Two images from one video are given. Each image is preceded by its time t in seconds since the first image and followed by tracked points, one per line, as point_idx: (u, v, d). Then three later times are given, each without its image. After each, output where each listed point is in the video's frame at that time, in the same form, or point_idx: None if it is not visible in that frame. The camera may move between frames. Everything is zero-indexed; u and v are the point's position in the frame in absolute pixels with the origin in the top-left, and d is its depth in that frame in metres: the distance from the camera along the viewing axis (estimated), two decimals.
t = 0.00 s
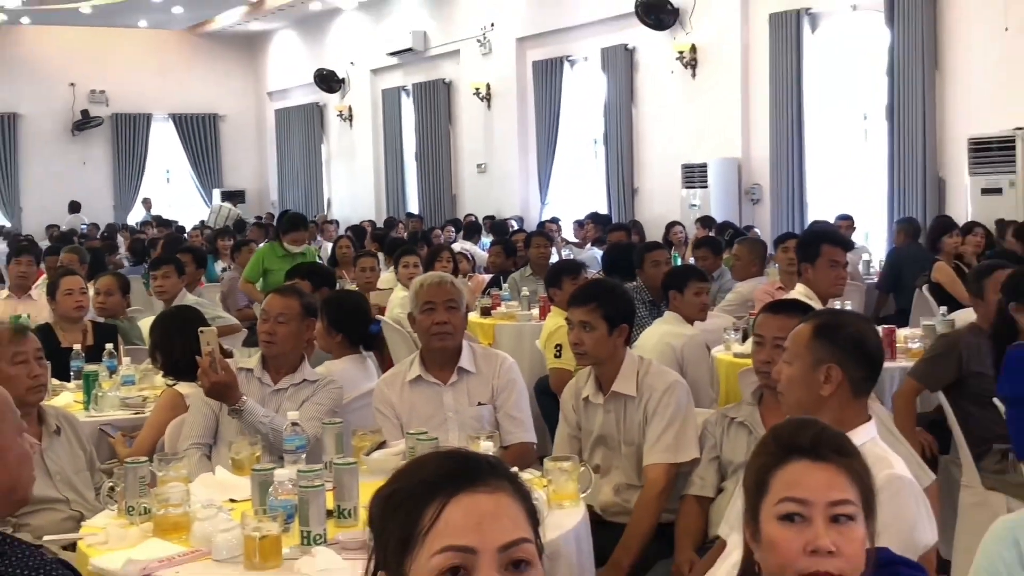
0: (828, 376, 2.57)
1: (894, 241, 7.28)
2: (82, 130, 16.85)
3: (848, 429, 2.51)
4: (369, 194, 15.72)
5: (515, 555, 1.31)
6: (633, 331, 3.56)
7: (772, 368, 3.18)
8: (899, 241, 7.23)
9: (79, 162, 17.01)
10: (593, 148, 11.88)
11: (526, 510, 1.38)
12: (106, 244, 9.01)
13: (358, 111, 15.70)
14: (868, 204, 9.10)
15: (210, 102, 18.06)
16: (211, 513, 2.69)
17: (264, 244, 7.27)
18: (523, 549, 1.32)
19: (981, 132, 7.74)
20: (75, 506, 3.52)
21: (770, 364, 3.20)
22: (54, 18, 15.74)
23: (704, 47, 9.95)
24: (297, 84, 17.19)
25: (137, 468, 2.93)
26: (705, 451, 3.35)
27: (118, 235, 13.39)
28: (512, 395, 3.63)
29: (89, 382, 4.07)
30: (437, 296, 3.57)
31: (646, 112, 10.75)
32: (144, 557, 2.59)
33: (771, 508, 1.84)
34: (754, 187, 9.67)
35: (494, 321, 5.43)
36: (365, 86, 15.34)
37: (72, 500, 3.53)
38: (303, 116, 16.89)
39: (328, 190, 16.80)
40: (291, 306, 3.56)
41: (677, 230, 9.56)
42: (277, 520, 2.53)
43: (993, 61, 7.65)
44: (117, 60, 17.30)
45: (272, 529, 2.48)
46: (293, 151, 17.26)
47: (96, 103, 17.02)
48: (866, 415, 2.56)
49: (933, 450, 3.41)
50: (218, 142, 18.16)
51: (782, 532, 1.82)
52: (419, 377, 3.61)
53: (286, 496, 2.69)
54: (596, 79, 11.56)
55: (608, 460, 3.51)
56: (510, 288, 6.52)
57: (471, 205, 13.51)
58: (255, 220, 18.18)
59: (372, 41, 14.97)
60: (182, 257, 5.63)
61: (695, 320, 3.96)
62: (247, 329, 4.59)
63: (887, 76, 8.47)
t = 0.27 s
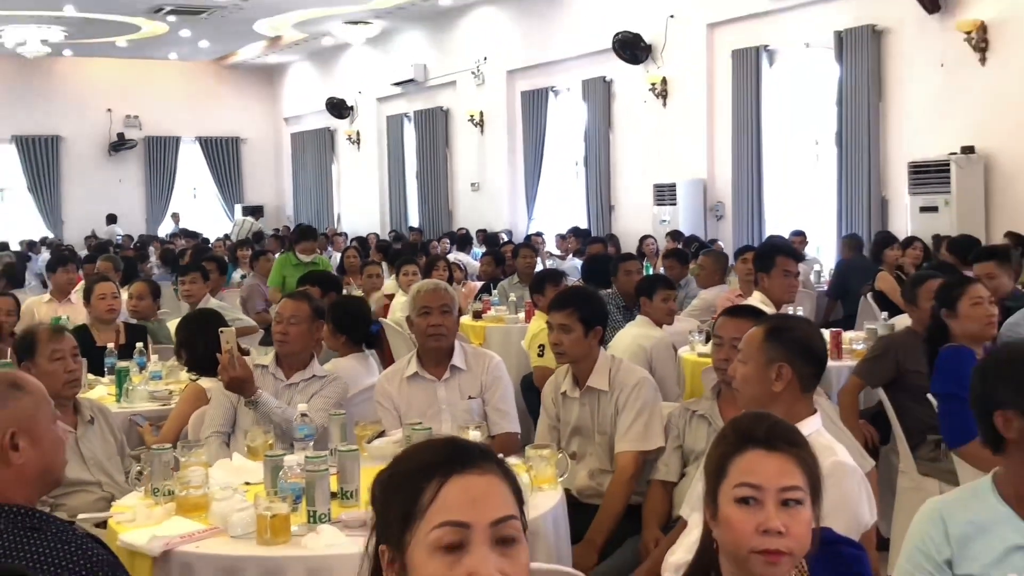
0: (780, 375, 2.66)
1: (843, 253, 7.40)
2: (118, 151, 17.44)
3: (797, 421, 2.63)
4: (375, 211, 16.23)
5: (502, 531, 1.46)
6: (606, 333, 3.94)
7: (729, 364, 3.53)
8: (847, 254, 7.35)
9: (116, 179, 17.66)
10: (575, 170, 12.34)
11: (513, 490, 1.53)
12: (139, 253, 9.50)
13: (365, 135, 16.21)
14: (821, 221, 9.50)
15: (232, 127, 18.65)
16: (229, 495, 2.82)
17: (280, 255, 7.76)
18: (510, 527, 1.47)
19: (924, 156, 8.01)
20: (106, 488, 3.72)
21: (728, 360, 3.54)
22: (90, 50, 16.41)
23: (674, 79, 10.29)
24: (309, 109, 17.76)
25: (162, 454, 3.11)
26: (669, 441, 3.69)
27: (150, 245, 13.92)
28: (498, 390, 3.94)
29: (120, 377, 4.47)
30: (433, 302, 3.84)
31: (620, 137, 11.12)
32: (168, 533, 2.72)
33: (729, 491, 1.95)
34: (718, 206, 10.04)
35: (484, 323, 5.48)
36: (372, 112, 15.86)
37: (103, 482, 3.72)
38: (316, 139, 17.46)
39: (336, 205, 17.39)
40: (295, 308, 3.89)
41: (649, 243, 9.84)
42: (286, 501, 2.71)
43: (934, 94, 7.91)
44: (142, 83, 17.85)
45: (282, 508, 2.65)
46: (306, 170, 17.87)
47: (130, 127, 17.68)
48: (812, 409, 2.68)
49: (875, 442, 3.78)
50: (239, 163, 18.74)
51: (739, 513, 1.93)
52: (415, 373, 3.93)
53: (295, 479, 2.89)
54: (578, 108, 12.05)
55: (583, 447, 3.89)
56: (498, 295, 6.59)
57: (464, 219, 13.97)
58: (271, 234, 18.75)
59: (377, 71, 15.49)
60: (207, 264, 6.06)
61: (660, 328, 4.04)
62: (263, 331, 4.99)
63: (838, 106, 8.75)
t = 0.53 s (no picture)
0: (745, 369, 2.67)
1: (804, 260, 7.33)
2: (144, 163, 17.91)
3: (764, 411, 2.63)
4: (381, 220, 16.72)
5: (524, 513, 1.48)
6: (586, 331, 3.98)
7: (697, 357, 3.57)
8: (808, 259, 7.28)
9: (139, 190, 18.14)
10: (564, 183, 12.75)
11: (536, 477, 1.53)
12: (161, 257, 9.88)
13: (370, 150, 16.69)
14: (786, 229, 9.82)
15: (246, 141, 19.14)
16: (241, 478, 2.91)
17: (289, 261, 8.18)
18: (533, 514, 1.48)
19: (881, 172, 8.30)
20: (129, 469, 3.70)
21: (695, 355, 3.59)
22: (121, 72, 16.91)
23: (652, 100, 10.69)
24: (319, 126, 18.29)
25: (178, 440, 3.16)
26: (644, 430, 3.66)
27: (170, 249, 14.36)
28: (489, 382, 3.86)
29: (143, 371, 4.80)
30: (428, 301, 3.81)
31: (603, 151, 11.54)
32: (183, 513, 2.81)
33: (697, 477, 1.96)
34: (692, 216, 10.42)
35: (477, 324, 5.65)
36: (377, 130, 16.35)
37: (126, 466, 3.70)
38: (324, 155, 17.99)
39: (342, 215, 17.91)
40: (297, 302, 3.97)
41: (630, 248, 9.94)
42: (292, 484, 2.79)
43: (891, 116, 8.20)
44: (162, 102, 18.35)
45: (288, 491, 2.73)
46: (315, 183, 18.38)
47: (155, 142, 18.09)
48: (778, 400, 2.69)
49: (834, 431, 4.09)
50: (255, 176, 19.26)
51: (709, 497, 1.93)
52: (412, 367, 3.86)
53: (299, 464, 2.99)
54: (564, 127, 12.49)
55: (566, 435, 3.94)
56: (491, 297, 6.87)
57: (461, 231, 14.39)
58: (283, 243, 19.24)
59: (380, 91, 15.99)
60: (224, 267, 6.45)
61: (637, 327, 4.30)
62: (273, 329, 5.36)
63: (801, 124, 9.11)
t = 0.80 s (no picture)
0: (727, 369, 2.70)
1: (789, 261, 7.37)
2: (135, 163, 17.92)
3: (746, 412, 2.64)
4: (371, 219, 16.80)
5: (494, 512, 1.51)
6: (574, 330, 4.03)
7: (680, 357, 3.67)
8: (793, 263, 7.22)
9: (131, 189, 18.15)
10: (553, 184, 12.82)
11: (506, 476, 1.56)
12: (153, 256, 9.94)
13: (361, 150, 16.73)
14: (771, 231, 9.88)
15: (239, 140, 19.17)
16: (228, 475, 2.93)
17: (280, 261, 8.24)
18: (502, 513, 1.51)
19: (866, 173, 8.35)
20: (116, 467, 3.73)
21: (678, 354, 3.68)
22: (113, 71, 16.92)
23: (640, 102, 10.73)
24: (309, 126, 18.29)
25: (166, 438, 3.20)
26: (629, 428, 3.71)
27: (161, 249, 14.40)
28: (476, 381, 3.92)
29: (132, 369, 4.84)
30: (416, 301, 3.83)
31: (590, 153, 11.60)
32: (170, 510, 2.86)
33: (680, 475, 1.97)
34: (680, 217, 10.49)
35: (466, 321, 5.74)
36: (367, 129, 16.39)
37: (113, 464, 3.74)
38: (316, 155, 18.03)
39: (333, 214, 17.97)
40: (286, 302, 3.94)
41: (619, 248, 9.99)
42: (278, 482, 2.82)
43: (875, 119, 8.25)
44: (156, 100, 18.35)
45: (274, 488, 2.77)
46: (307, 182, 18.42)
47: (146, 141, 18.19)
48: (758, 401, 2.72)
49: (816, 429, 4.16)
50: (246, 175, 19.30)
51: (690, 494, 1.95)
52: (400, 366, 3.90)
53: (287, 461, 3.06)
54: (552, 129, 12.56)
55: (553, 434, 3.99)
56: (480, 297, 6.96)
57: (451, 232, 14.44)
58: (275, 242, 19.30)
59: (371, 91, 16.01)
60: (216, 266, 6.49)
61: (624, 327, 4.35)
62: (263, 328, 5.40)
63: (790, 127, 9.16)
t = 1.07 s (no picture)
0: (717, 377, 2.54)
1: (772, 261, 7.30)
2: (117, 160, 17.85)
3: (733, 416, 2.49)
4: (355, 218, 16.79)
5: (451, 507, 1.50)
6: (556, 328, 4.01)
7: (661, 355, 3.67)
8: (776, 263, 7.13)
9: (114, 187, 18.07)
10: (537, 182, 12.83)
11: (462, 471, 1.55)
12: (135, 255, 9.90)
13: (346, 148, 16.70)
14: (755, 230, 9.87)
15: (222, 139, 19.13)
16: (207, 474, 2.93)
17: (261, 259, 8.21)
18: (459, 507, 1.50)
19: (850, 172, 8.37)
20: (95, 467, 3.71)
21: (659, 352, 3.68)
22: (97, 68, 16.83)
23: (625, 100, 10.76)
24: (293, 125, 18.26)
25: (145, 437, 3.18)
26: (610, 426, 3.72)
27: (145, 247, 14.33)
28: (458, 379, 3.91)
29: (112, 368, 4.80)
30: (397, 299, 3.79)
31: (575, 152, 11.62)
32: (148, 510, 2.82)
33: (659, 471, 1.97)
34: (664, 215, 10.50)
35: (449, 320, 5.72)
36: (353, 128, 16.37)
37: (92, 463, 3.72)
38: (300, 153, 18.00)
39: (318, 212, 17.93)
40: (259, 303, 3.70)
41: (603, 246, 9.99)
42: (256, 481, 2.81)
43: (859, 117, 8.28)
44: (142, 98, 18.30)
45: (253, 488, 2.75)
46: (291, 181, 18.36)
47: (129, 139, 18.12)
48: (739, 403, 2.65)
49: (797, 428, 4.18)
50: (230, 174, 19.25)
51: (669, 492, 1.95)
52: (382, 365, 3.87)
53: (266, 460, 3.01)
54: (536, 127, 12.57)
55: (534, 432, 3.99)
56: (463, 296, 6.98)
57: (436, 231, 14.43)
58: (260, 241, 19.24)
59: (356, 89, 15.98)
60: (198, 264, 6.48)
61: (606, 325, 4.36)
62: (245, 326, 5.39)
63: (773, 126, 9.16)
